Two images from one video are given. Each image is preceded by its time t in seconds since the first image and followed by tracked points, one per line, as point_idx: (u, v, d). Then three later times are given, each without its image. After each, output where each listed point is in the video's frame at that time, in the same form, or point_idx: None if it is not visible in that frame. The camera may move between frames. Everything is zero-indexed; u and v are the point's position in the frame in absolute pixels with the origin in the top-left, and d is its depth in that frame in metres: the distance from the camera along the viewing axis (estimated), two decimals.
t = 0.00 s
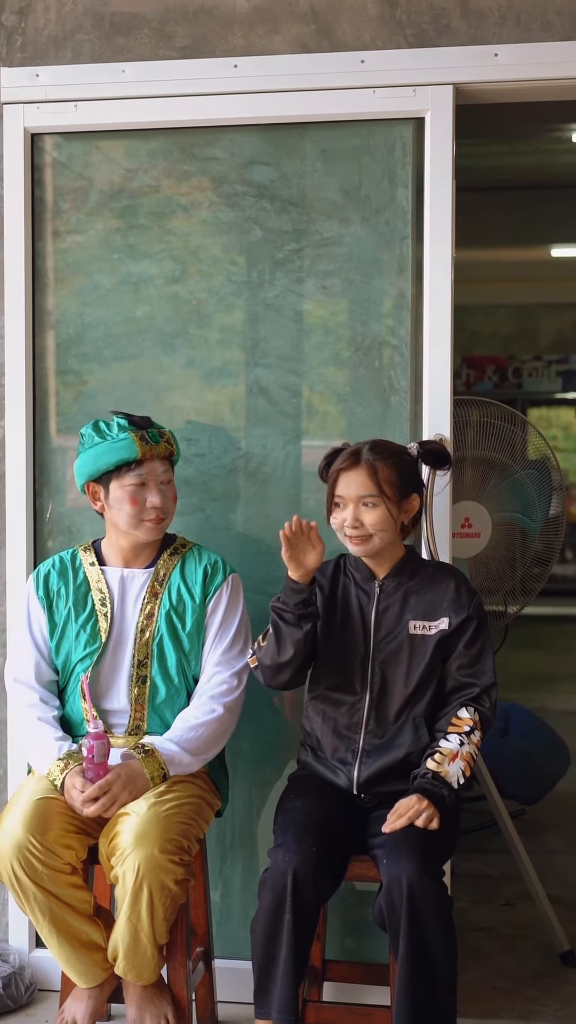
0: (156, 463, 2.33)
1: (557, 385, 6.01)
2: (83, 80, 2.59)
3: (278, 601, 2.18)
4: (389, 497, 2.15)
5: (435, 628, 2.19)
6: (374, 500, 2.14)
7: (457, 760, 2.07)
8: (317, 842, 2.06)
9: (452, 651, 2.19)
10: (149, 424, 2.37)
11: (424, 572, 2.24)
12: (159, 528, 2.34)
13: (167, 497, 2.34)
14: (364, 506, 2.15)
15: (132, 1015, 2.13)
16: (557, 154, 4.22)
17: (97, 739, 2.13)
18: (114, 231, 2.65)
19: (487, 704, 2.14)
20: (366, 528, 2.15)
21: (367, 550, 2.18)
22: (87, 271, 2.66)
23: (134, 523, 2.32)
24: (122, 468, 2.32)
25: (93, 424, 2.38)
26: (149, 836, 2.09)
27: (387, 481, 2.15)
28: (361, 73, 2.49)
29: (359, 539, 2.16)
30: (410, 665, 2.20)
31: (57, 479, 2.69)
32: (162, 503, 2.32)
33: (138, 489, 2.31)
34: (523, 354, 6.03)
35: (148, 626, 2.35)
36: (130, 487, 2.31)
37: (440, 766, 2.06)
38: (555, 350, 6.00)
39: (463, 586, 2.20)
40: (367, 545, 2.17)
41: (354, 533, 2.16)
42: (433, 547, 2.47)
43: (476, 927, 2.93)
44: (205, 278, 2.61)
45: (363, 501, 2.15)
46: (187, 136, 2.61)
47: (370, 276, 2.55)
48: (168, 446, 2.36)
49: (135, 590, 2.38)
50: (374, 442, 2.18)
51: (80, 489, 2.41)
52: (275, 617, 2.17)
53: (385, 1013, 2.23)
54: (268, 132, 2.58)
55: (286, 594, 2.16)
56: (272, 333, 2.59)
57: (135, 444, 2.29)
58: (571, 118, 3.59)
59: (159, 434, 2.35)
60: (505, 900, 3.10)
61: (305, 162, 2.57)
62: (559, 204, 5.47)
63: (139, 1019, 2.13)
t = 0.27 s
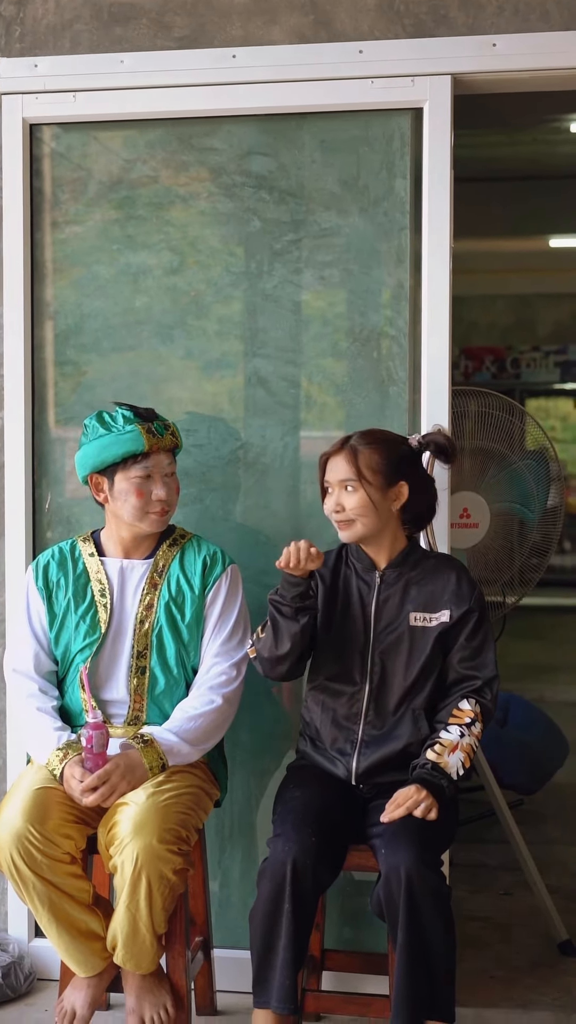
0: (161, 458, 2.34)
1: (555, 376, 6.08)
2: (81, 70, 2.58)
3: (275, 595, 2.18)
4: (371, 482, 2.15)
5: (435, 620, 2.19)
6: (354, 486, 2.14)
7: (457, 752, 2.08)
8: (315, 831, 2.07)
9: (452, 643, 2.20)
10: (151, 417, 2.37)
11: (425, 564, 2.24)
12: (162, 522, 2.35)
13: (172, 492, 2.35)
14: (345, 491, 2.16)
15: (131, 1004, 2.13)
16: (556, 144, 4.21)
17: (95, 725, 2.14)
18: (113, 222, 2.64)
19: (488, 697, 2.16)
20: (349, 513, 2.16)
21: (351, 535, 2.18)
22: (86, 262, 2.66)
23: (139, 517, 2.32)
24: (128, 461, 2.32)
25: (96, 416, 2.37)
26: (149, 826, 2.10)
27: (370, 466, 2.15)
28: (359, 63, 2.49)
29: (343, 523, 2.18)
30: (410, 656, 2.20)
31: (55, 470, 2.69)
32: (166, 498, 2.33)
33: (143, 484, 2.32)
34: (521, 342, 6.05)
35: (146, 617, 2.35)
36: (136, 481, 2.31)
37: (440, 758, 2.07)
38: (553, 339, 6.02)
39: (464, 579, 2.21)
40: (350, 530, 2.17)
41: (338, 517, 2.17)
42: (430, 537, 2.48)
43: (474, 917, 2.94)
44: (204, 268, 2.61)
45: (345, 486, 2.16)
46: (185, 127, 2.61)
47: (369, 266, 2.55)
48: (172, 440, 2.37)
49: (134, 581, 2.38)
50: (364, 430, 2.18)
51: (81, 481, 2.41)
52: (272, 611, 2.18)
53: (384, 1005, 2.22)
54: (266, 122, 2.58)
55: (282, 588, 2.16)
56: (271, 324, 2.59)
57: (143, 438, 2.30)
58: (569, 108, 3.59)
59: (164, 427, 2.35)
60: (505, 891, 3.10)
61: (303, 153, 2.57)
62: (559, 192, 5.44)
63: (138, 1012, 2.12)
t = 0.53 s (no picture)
0: (148, 444, 2.17)
1: None
2: (86, 32, 2.42)
3: (313, 566, 2.03)
4: (398, 469, 1.98)
5: (466, 610, 2.01)
6: (381, 472, 1.98)
7: (517, 732, 1.92)
8: (306, 851, 1.91)
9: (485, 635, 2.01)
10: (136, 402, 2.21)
11: (457, 552, 2.07)
12: (152, 512, 2.19)
13: (161, 479, 2.19)
14: (372, 478, 2.00)
15: None
16: None
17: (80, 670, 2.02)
18: (120, 195, 2.48)
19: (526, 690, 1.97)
20: (375, 502, 2.00)
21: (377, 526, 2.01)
22: (91, 237, 2.49)
23: (129, 506, 2.16)
24: (113, 450, 2.16)
25: (77, 404, 2.20)
26: (163, 840, 1.94)
27: (398, 452, 1.98)
28: (383, 24, 2.33)
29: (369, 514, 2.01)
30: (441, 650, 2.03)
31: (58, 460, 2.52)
32: (155, 486, 2.17)
33: (132, 472, 2.15)
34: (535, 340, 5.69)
35: (140, 611, 2.17)
36: (124, 470, 2.15)
37: (500, 737, 1.91)
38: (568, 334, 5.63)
39: (498, 565, 2.03)
40: (376, 521, 2.01)
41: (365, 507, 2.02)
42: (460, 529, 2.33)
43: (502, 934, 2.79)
44: (218, 244, 2.45)
45: (371, 473, 2.00)
46: (196, 93, 2.44)
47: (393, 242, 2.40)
48: (159, 425, 2.20)
49: (124, 572, 2.20)
50: (396, 414, 2.02)
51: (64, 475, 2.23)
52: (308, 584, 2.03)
53: None
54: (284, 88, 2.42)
55: (320, 559, 2.01)
56: (289, 304, 2.43)
57: (129, 423, 2.13)
58: None
59: (149, 413, 2.19)
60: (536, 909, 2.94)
61: (324, 121, 2.41)
62: None
63: None
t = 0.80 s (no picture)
0: (149, 435, 2.00)
1: None
2: None
3: (341, 556, 1.85)
4: (441, 459, 1.85)
5: (510, 613, 1.86)
6: (423, 462, 1.85)
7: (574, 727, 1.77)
8: (311, 869, 1.74)
9: (530, 642, 1.86)
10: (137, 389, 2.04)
11: (500, 550, 1.91)
12: (154, 511, 2.02)
13: (164, 475, 2.02)
14: (412, 469, 1.87)
15: None
16: None
17: (74, 668, 1.81)
18: (122, 168, 2.31)
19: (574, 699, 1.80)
20: (415, 495, 1.87)
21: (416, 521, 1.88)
22: (92, 213, 2.32)
23: (129, 504, 1.99)
24: (111, 443, 1.99)
25: (71, 391, 2.02)
26: (158, 856, 1.77)
27: (440, 440, 1.86)
28: None
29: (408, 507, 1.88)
30: (478, 654, 1.85)
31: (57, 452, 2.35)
32: (158, 482, 2.00)
33: (132, 466, 1.99)
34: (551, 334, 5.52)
35: (141, 617, 2.00)
36: (124, 465, 1.98)
37: (555, 729, 1.76)
38: None
39: (543, 567, 1.87)
40: (415, 515, 1.88)
41: (403, 500, 1.88)
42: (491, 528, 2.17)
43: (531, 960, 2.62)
44: (228, 220, 2.28)
45: (412, 464, 1.87)
46: (205, 58, 2.27)
47: (417, 218, 2.23)
48: (162, 415, 2.03)
49: (122, 575, 2.03)
50: (438, 402, 1.89)
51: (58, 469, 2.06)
52: (334, 572, 1.84)
53: None
54: (300, 53, 2.25)
55: (352, 544, 1.83)
56: (304, 285, 2.26)
57: (130, 415, 1.96)
58: None
59: (151, 402, 2.02)
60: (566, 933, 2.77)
61: (343, 88, 2.24)
62: None
63: None
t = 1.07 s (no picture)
0: (149, 435, 2.00)
1: None
2: None
3: (341, 556, 1.85)
4: (440, 459, 1.86)
5: (511, 613, 1.86)
6: (423, 462, 1.85)
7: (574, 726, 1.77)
8: (310, 870, 1.74)
9: (530, 642, 1.86)
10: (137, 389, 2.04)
11: (499, 550, 1.91)
12: (154, 511, 2.02)
13: (164, 476, 2.02)
14: (412, 469, 1.87)
15: None
16: None
17: (74, 668, 1.81)
18: (122, 168, 2.31)
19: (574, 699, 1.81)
20: (415, 495, 1.87)
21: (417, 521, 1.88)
22: (92, 213, 2.32)
23: (129, 504, 1.99)
24: (111, 443, 1.99)
25: (71, 391, 2.02)
26: (157, 856, 1.77)
27: (440, 441, 1.86)
28: None
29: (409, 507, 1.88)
30: (478, 654, 1.85)
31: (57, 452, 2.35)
32: (158, 482, 2.00)
33: (132, 466, 1.99)
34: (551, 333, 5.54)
35: (141, 617, 2.00)
36: (124, 465, 1.98)
37: (555, 729, 1.76)
38: None
39: (543, 567, 1.87)
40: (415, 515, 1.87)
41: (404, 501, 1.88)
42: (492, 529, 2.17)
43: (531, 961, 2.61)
44: (228, 220, 2.28)
45: (412, 464, 1.87)
46: (205, 59, 2.27)
47: (416, 219, 2.23)
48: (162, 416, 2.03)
49: (122, 575, 2.03)
50: (438, 402, 1.90)
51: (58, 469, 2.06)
52: (335, 571, 1.84)
53: None
54: (300, 53, 2.25)
55: (352, 544, 1.83)
56: (304, 285, 2.26)
57: (130, 414, 1.96)
58: None
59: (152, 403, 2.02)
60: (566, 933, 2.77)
61: (342, 88, 2.24)
62: None
63: None
